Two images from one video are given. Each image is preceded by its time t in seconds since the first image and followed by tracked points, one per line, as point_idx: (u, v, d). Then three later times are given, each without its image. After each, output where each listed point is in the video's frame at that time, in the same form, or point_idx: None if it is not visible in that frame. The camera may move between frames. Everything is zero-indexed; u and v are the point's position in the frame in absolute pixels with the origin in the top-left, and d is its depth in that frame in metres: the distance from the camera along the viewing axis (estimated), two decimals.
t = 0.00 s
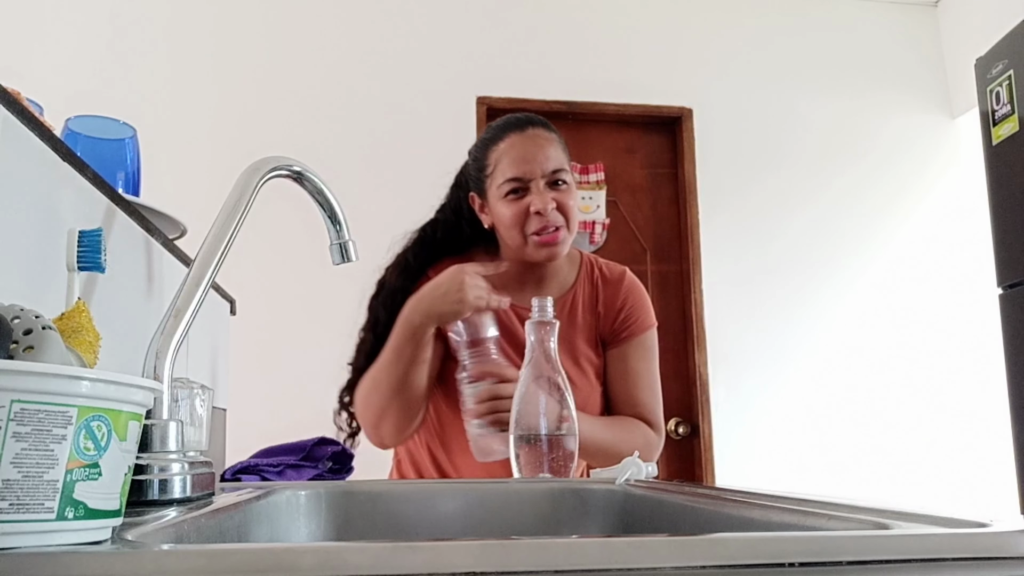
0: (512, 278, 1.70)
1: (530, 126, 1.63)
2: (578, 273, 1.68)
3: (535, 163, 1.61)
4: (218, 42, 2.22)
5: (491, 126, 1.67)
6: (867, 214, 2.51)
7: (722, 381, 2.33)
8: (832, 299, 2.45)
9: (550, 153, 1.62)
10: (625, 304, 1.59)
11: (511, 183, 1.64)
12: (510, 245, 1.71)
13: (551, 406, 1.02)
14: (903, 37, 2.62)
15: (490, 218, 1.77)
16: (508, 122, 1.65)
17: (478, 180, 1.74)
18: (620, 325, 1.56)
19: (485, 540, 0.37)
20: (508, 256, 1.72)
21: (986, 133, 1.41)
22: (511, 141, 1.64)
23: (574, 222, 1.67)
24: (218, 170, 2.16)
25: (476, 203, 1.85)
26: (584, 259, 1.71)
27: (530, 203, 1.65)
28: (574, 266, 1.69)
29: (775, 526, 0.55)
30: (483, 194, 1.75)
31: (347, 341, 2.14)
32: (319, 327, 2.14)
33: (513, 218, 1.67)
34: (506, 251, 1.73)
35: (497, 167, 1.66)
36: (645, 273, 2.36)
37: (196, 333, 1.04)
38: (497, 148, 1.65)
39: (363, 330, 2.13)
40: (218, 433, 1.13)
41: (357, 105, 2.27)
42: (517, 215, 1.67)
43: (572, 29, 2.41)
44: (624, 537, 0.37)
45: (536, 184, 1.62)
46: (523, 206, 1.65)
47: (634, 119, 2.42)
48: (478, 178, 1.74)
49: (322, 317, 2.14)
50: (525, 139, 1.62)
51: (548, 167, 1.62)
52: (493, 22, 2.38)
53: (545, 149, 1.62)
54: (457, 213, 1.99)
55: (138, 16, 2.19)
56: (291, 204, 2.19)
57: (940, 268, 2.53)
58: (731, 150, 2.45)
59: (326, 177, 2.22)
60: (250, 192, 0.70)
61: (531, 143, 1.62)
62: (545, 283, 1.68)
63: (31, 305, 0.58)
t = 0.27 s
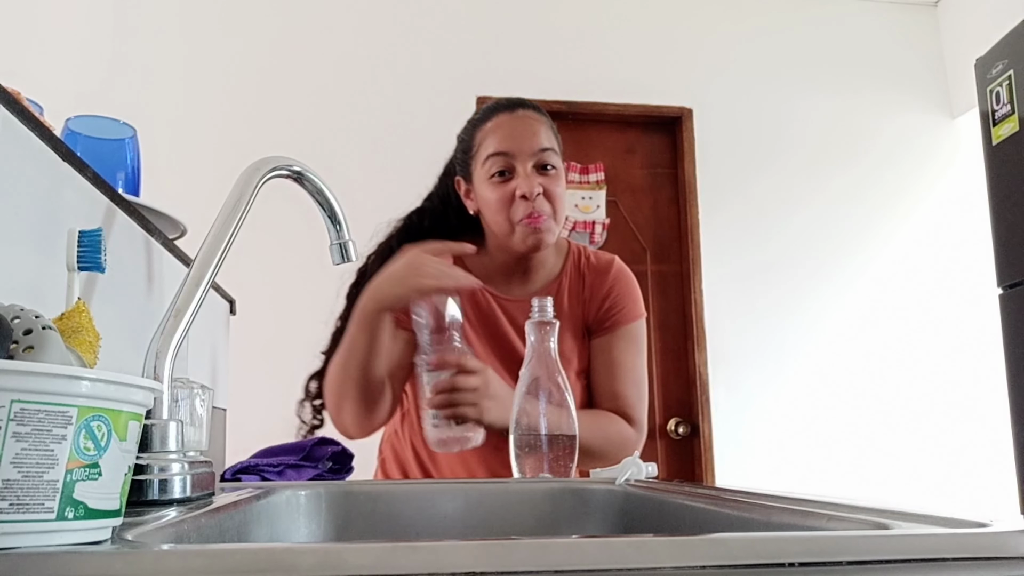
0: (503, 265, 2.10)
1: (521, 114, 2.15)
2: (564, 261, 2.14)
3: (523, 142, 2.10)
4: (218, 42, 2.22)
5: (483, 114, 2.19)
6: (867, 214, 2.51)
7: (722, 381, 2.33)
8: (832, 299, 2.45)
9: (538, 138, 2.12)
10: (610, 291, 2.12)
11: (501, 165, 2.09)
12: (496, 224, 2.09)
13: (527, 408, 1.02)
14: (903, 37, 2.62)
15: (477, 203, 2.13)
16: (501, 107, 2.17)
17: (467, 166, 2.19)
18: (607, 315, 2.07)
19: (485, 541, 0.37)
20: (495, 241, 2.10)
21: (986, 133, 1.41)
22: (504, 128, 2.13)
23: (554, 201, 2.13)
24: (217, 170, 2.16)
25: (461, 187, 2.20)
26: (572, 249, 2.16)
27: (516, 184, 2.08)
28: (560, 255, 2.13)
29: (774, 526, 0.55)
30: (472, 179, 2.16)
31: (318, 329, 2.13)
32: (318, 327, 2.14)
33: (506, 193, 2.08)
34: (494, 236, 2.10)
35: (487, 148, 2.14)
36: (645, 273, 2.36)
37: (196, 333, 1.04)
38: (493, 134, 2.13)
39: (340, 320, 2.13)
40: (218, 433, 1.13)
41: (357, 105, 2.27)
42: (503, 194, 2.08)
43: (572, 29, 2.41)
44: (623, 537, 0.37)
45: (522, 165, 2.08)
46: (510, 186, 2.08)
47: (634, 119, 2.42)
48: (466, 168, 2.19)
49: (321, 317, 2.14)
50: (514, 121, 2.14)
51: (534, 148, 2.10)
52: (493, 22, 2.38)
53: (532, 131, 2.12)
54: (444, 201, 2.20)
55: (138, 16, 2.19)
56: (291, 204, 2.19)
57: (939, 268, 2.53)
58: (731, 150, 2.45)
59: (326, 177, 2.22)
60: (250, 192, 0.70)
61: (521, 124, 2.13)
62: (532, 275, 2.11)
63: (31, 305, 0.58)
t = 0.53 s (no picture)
0: (483, 260, 1.65)
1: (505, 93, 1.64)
2: (550, 255, 1.61)
3: (509, 129, 1.59)
4: (218, 42, 2.22)
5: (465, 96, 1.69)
6: (867, 214, 2.51)
7: (722, 381, 2.33)
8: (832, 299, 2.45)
9: (525, 124, 1.60)
10: (596, 279, 1.52)
11: (484, 151, 1.59)
12: (477, 218, 1.62)
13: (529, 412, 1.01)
14: (903, 37, 2.62)
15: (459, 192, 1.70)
16: (484, 91, 1.67)
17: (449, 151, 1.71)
18: (592, 303, 1.48)
19: (484, 540, 0.37)
20: (476, 232, 1.64)
21: (986, 133, 1.41)
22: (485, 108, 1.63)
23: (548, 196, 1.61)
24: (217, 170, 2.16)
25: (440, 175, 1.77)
26: (558, 241, 1.63)
27: (501, 175, 1.58)
28: (547, 247, 1.62)
29: (774, 526, 0.55)
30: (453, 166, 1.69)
31: (296, 316, 2.13)
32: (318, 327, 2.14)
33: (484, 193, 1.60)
34: (475, 230, 1.65)
35: (469, 134, 1.63)
36: (645, 274, 2.36)
37: (196, 333, 1.04)
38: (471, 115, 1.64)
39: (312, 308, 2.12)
40: (218, 434, 1.13)
41: (357, 105, 2.27)
42: (486, 184, 1.59)
43: (572, 29, 2.41)
44: (622, 536, 0.37)
45: (508, 154, 1.58)
46: (494, 176, 1.58)
47: (634, 119, 2.42)
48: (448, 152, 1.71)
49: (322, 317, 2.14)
50: (499, 106, 1.61)
51: (522, 137, 1.59)
52: (493, 22, 2.38)
53: (518, 119, 1.60)
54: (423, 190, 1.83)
55: (138, 16, 2.19)
56: (291, 204, 2.19)
57: (939, 268, 2.53)
58: (731, 150, 2.45)
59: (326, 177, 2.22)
60: (250, 192, 0.70)
61: (504, 109, 1.61)
62: (515, 268, 1.62)
63: (30, 305, 0.58)
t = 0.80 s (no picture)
0: (466, 256, 1.63)
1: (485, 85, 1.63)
2: (534, 250, 1.63)
3: (490, 121, 1.58)
4: (218, 42, 2.22)
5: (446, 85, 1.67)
6: (867, 214, 2.51)
7: (722, 381, 2.33)
8: (832, 299, 2.44)
9: (507, 117, 1.59)
10: (584, 276, 1.54)
11: (465, 146, 1.58)
12: (459, 214, 1.62)
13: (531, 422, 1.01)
14: (903, 37, 2.62)
15: (439, 187, 1.67)
16: (463, 82, 1.65)
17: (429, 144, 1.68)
18: (581, 301, 1.50)
19: (483, 541, 0.37)
20: (457, 228, 1.64)
21: (986, 133, 1.41)
22: (465, 100, 1.61)
23: (530, 190, 1.63)
24: (217, 171, 2.16)
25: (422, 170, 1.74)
26: (542, 235, 1.65)
27: (483, 171, 1.58)
28: (530, 242, 1.63)
29: (774, 526, 0.55)
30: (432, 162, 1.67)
31: (273, 315, 2.12)
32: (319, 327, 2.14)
33: (465, 188, 1.60)
34: (456, 225, 1.64)
35: (448, 129, 1.61)
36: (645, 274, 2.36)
37: (196, 333, 1.04)
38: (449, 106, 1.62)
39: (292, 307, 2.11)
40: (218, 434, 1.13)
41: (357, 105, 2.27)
42: (467, 180, 1.59)
43: (572, 29, 2.41)
44: (622, 536, 0.37)
45: (490, 148, 1.57)
46: (475, 172, 1.58)
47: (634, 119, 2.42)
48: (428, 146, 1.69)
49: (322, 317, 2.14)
50: (480, 98, 1.60)
51: (504, 130, 1.58)
52: (493, 22, 2.38)
53: (500, 111, 1.60)
54: (404, 185, 1.81)
55: (137, 16, 2.19)
56: (291, 204, 2.19)
57: (939, 268, 2.53)
58: (731, 150, 2.45)
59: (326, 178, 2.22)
60: (250, 191, 0.70)
61: (485, 101, 1.60)
62: (499, 265, 1.62)
63: (30, 306, 0.58)
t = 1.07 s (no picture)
0: (455, 251, 1.48)
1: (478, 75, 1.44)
2: (527, 244, 1.46)
3: (483, 117, 1.40)
4: (218, 42, 2.22)
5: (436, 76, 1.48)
6: (867, 214, 2.51)
7: (722, 380, 2.33)
8: (831, 299, 2.45)
9: (501, 111, 1.41)
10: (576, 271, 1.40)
11: (454, 141, 1.41)
12: (448, 211, 1.44)
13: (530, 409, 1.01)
14: (903, 37, 2.62)
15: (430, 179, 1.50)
16: (456, 73, 1.46)
17: (420, 134, 1.50)
18: (570, 294, 1.39)
19: (482, 540, 0.37)
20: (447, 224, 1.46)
21: (986, 133, 1.41)
22: (457, 91, 1.43)
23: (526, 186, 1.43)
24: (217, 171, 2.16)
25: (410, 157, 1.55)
26: (536, 230, 1.47)
27: (473, 166, 1.39)
28: (524, 236, 1.46)
29: (773, 526, 0.55)
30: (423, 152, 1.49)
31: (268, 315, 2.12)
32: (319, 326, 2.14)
33: (455, 189, 1.41)
34: (445, 221, 1.47)
35: (440, 122, 1.43)
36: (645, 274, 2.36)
37: (196, 333, 1.04)
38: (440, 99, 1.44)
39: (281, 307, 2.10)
40: (218, 434, 1.13)
41: (357, 105, 2.27)
42: (457, 176, 1.40)
43: (572, 29, 2.41)
44: (621, 536, 0.37)
45: (482, 144, 1.40)
46: (465, 167, 1.39)
47: (634, 119, 2.42)
48: (419, 135, 1.50)
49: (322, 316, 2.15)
50: (471, 88, 1.41)
51: (497, 125, 1.40)
52: (493, 22, 2.37)
53: (493, 104, 1.41)
54: (391, 174, 1.59)
55: (138, 16, 2.19)
56: (291, 204, 2.19)
57: (940, 268, 2.53)
58: (731, 150, 2.45)
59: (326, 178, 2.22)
60: (250, 191, 0.70)
61: (477, 94, 1.41)
62: (489, 259, 1.46)
63: (29, 305, 0.58)
